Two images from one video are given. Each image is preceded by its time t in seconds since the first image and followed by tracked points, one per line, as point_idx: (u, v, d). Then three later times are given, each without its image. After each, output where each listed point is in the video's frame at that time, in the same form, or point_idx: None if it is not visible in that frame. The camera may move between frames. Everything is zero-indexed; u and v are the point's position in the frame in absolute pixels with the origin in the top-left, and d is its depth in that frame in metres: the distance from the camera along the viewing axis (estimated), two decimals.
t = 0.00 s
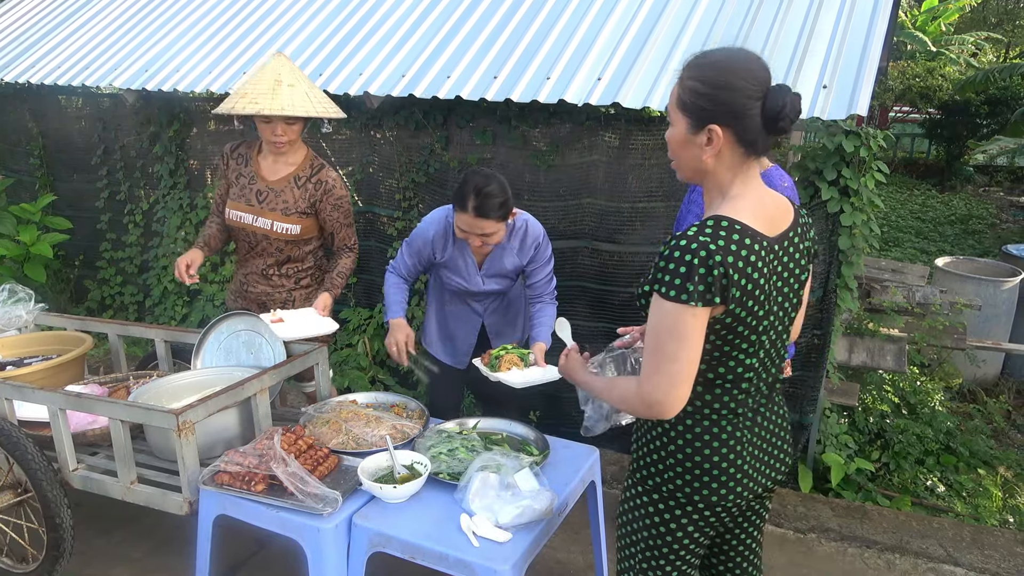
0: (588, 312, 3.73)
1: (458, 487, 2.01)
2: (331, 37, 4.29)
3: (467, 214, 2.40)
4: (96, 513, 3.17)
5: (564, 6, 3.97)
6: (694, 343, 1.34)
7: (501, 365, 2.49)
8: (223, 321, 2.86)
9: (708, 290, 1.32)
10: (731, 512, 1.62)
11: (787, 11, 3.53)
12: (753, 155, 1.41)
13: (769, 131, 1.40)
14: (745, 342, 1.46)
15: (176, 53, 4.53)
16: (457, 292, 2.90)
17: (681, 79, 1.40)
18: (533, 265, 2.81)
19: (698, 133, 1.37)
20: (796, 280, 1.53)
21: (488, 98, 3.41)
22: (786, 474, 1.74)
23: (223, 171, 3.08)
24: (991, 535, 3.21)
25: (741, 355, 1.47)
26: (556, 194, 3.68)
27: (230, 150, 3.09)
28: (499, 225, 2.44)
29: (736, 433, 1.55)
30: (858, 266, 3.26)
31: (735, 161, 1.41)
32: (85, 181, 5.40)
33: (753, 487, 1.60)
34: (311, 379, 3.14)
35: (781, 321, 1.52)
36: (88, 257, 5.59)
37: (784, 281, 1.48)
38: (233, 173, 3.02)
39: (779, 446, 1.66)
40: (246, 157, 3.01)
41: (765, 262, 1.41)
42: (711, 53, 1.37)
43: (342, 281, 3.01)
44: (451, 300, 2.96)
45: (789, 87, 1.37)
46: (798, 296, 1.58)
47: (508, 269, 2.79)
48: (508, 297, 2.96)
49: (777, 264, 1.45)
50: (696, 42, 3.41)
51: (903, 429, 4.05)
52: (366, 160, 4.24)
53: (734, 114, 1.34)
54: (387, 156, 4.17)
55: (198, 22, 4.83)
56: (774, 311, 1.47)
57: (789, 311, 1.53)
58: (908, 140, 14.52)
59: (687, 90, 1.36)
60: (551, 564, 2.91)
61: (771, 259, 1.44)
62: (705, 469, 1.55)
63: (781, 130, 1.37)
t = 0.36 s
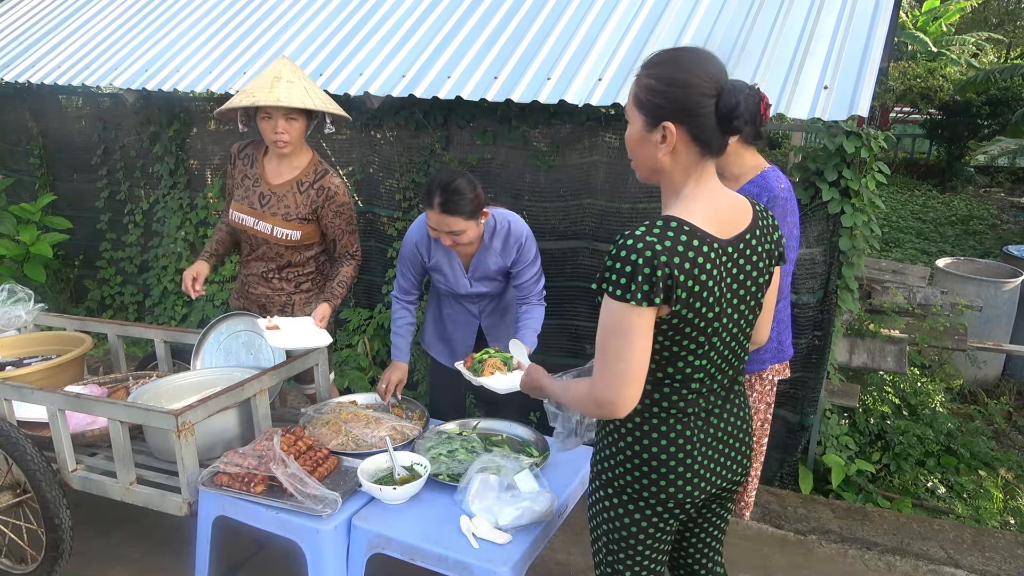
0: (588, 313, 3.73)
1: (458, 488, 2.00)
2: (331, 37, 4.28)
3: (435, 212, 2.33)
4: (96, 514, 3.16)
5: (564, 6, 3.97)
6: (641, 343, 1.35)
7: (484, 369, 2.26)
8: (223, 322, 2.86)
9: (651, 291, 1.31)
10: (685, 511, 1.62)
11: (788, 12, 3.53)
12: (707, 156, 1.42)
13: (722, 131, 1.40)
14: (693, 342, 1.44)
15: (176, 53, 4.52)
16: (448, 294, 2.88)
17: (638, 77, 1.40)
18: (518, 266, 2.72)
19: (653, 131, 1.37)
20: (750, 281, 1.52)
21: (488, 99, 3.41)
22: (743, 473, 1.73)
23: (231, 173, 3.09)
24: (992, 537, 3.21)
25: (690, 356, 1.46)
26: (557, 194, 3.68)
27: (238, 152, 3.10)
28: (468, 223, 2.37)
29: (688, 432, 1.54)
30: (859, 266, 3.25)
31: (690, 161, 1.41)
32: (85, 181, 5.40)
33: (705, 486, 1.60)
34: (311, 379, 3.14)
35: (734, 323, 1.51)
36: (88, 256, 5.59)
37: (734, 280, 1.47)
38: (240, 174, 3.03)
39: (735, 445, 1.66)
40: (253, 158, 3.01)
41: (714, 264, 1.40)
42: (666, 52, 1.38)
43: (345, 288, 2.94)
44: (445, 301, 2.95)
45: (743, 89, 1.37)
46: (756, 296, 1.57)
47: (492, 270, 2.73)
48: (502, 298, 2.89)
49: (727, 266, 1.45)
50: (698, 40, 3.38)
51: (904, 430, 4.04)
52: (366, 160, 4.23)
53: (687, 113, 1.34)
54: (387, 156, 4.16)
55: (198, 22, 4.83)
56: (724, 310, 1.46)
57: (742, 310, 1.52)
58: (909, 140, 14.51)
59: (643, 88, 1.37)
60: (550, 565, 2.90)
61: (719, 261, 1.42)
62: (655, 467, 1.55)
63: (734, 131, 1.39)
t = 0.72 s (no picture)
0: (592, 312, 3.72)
1: (461, 488, 1.99)
2: (335, 35, 4.28)
3: (425, 211, 2.26)
4: (99, 512, 3.16)
5: (569, 4, 3.95)
6: (614, 339, 1.33)
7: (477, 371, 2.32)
8: (227, 319, 2.86)
9: (622, 286, 1.29)
10: (677, 510, 1.61)
11: (793, 11, 3.51)
12: (685, 153, 1.41)
13: (701, 129, 1.39)
14: (670, 338, 1.42)
15: (180, 51, 4.52)
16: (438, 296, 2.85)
17: (618, 73, 1.39)
18: (507, 265, 2.70)
19: (632, 127, 1.36)
20: (734, 278, 1.50)
21: (492, 97, 3.40)
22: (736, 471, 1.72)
23: (230, 172, 3.07)
24: (997, 539, 3.19)
25: (670, 354, 1.45)
26: (561, 193, 3.67)
27: (237, 150, 3.08)
28: (458, 222, 2.31)
29: (677, 431, 1.53)
30: (864, 267, 3.21)
31: (668, 157, 1.40)
32: (89, 178, 5.40)
33: (696, 485, 1.59)
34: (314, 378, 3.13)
35: (717, 319, 1.49)
36: (92, 254, 5.59)
37: (715, 276, 1.45)
38: (240, 173, 3.02)
39: (727, 443, 1.65)
40: (252, 157, 3.01)
41: (690, 260, 1.38)
42: (645, 49, 1.37)
43: (344, 279, 2.99)
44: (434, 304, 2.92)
45: (721, 85, 1.36)
46: (740, 292, 1.54)
47: (482, 272, 2.70)
48: (491, 299, 2.87)
49: (706, 262, 1.43)
50: (703, 39, 3.36)
51: (909, 431, 4.02)
52: (370, 159, 4.22)
53: (665, 109, 1.33)
54: (391, 154, 4.15)
55: (202, 20, 4.82)
56: (704, 308, 1.44)
57: (727, 307, 1.50)
58: (913, 140, 14.46)
59: (622, 84, 1.35)
60: (554, 565, 2.89)
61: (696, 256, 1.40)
62: (644, 467, 1.54)
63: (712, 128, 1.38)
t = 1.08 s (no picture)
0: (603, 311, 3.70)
1: (472, 488, 1.98)
2: (347, 32, 4.27)
3: (437, 218, 2.21)
4: (111, 507, 3.18)
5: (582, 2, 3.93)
6: (649, 333, 1.31)
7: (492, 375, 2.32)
8: (239, 316, 2.86)
9: (659, 279, 1.28)
10: (695, 505, 1.60)
11: (810, 9, 3.47)
12: (714, 149, 1.39)
13: (731, 125, 1.37)
14: (697, 334, 1.41)
15: (193, 47, 4.53)
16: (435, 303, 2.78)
17: (648, 68, 1.38)
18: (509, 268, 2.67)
19: (661, 121, 1.35)
20: (756, 275, 1.50)
21: (504, 95, 3.38)
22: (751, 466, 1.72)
23: (230, 169, 3.05)
24: (1014, 545, 3.15)
25: (696, 349, 1.44)
26: (572, 192, 3.65)
27: (236, 146, 3.06)
28: (469, 230, 2.28)
29: (696, 426, 1.52)
30: (879, 268, 3.20)
31: (697, 153, 1.38)
32: (102, 174, 5.43)
33: (714, 479, 1.58)
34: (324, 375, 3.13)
35: (740, 315, 1.49)
36: (105, 249, 5.62)
37: (740, 272, 1.45)
38: (240, 169, 3.00)
39: (743, 438, 1.64)
40: (252, 152, 2.99)
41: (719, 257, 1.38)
42: (677, 44, 1.35)
43: (351, 264, 3.02)
44: (429, 311, 2.86)
45: (752, 83, 1.35)
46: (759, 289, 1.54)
47: (484, 278, 2.66)
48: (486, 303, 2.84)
49: (733, 257, 1.42)
50: (718, 36, 3.33)
51: (922, 434, 3.97)
52: (381, 156, 4.21)
53: (695, 104, 1.32)
54: (402, 152, 4.14)
55: (215, 17, 4.83)
56: (729, 303, 1.44)
57: (747, 302, 1.51)
58: (928, 140, 14.31)
59: (653, 78, 1.34)
60: (564, 566, 2.88)
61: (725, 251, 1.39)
62: (662, 461, 1.52)
63: (741, 126, 1.36)
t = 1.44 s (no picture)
0: (611, 310, 3.69)
1: (483, 489, 1.97)
2: (354, 31, 4.26)
3: (442, 220, 2.20)
4: (120, 506, 3.19)
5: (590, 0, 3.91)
6: (682, 327, 1.31)
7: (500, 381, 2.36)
8: (249, 315, 2.85)
9: (694, 273, 1.29)
10: (717, 500, 1.60)
11: (820, 6, 3.45)
12: (742, 145, 1.40)
13: (758, 122, 1.38)
14: (724, 329, 1.42)
15: (201, 47, 4.53)
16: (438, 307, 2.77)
17: (676, 64, 1.38)
18: (511, 269, 2.67)
19: (691, 116, 1.35)
20: (777, 271, 1.51)
21: (512, 93, 3.37)
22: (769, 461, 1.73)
23: (232, 169, 3.03)
24: None
25: (722, 344, 1.44)
26: (580, 190, 3.63)
27: (237, 147, 3.05)
28: (474, 231, 2.28)
29: (720, 422, 1.52)
30: (890, 267, 3.16)
31: (725, 149, 1.39)
32: (110, 174, 5.44)
33: (736, 474, 1.58)
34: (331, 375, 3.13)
35: (762, 309, 1.49)
36: (112, 248, 5.63)
37: (766, 268, 1.46)
38: (243, 168, 2.99)
39: (762, 434, 1.64)
40: (255, 152, 2.98)
41: (748, 252, 1.39)
42: (707, 40, 1.36)
43: (356, 258, 3.04)
44: (432, 314, 2.84)
45: (780, 80, 1.36)
46: (779, 287, 1.56)
47: (488, 279, 2.65)
48: (489, 303, 2.84)
49: (759, 253, 1.43)
50: (729, 33, 3.31)
51: (932, 433, 3.95)
52: (388, 155, 4.21)
53: (725, 101, 1.32)
54: (409, 151, 4.14)
55: (223, 16, 4.83)
56: (754, 298, 1.44)
57: (770, 297, 1.51)
58: (936, 137, 14.22)
59: (683, 74, 1.34)
60: (573, 566, 2.87)
61: (752, 246, 1.40)
62: (686, 457, 1.51)
63: (769, 123, 1.37)
